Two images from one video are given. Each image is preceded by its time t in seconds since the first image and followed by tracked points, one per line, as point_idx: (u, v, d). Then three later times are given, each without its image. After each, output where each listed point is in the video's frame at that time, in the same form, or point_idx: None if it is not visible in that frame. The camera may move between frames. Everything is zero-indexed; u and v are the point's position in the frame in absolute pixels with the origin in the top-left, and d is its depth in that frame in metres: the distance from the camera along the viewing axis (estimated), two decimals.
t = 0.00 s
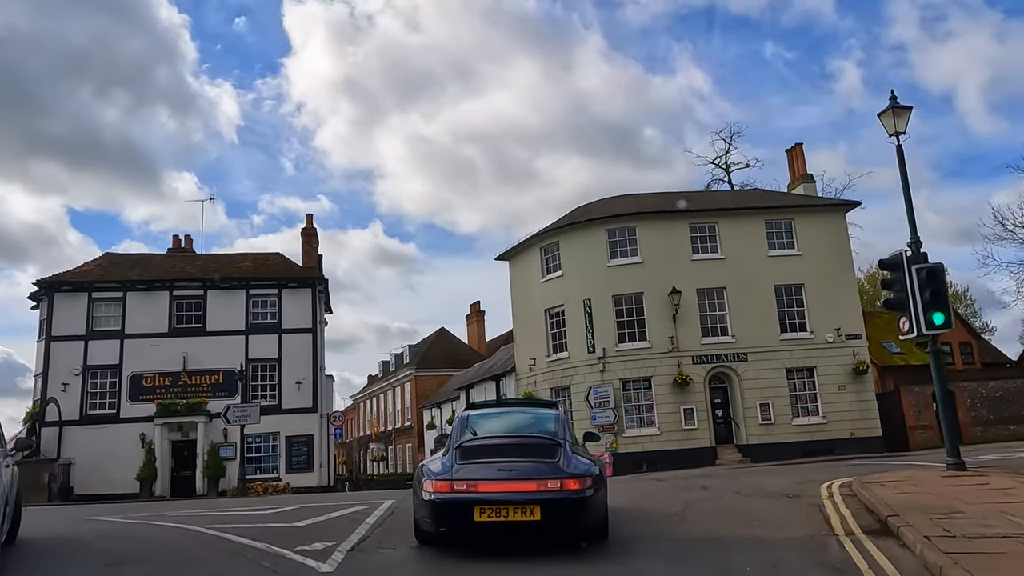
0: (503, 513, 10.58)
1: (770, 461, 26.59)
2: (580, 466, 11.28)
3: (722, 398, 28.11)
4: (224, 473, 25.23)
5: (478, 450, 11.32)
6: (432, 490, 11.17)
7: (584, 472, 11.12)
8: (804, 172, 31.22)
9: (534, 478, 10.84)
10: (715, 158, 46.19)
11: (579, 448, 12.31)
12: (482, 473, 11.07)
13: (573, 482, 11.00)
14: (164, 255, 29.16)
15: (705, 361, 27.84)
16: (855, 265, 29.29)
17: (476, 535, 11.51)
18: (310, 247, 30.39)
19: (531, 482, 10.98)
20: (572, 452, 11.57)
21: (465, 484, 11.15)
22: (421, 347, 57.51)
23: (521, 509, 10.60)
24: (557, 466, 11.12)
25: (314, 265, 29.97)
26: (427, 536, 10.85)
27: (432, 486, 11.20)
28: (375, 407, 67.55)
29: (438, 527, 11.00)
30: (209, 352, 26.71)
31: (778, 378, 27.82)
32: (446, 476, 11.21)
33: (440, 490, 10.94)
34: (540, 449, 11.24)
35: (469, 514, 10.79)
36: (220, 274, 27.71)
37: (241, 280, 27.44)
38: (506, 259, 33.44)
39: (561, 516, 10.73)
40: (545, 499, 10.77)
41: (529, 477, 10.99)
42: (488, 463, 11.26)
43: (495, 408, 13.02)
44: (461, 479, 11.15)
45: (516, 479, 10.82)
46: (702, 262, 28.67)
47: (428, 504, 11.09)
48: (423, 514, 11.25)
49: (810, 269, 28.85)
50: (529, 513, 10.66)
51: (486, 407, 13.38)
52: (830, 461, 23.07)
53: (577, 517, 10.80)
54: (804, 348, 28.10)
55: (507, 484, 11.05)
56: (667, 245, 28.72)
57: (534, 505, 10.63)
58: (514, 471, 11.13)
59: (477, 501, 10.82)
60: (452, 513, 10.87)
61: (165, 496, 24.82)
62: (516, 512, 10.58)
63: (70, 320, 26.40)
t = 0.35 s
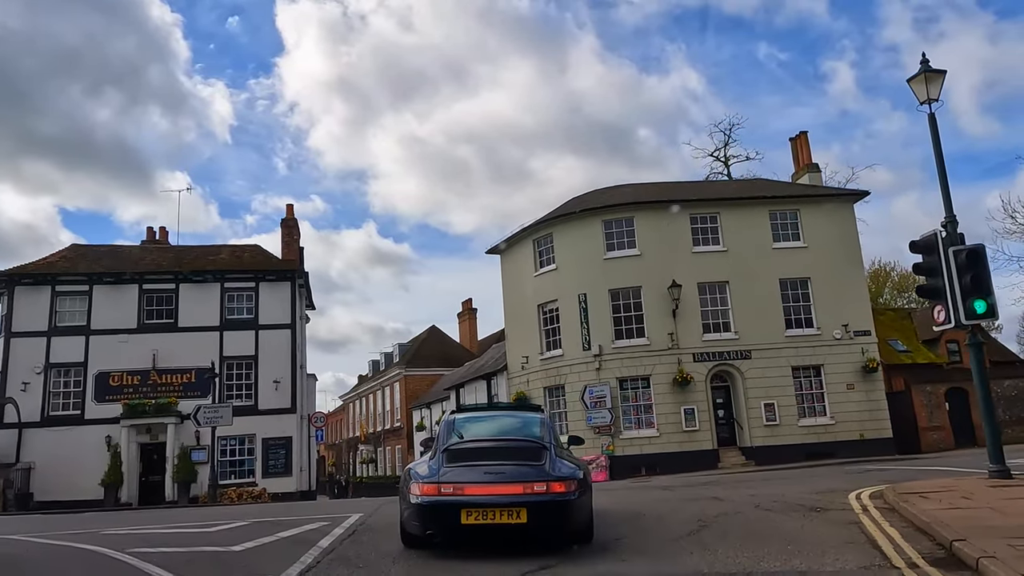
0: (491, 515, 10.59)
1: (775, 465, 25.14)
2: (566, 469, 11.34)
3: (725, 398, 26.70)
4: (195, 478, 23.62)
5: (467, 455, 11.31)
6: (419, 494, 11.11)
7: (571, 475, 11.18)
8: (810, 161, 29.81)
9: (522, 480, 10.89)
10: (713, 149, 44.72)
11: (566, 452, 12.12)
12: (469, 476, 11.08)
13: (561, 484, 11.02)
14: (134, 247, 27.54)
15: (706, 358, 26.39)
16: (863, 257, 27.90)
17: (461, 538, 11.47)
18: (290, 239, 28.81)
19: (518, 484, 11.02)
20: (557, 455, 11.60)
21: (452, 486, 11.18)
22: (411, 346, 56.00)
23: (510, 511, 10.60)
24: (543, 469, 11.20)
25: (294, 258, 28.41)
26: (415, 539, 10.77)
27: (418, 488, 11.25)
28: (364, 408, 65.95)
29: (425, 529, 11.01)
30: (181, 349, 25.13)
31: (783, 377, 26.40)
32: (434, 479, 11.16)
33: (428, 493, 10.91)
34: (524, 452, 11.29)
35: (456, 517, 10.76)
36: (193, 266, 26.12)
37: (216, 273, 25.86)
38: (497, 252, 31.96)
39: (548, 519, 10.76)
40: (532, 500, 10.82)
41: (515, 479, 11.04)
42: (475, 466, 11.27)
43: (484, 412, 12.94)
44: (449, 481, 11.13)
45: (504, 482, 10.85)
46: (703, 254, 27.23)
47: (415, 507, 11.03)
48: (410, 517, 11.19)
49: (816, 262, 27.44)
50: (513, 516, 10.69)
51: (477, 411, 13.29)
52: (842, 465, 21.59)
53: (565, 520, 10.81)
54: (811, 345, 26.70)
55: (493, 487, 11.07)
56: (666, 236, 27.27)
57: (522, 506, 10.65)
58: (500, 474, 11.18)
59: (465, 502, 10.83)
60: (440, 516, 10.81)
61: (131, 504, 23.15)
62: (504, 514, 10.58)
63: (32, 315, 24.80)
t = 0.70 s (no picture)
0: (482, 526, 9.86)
1: (785, 469, 23.67)
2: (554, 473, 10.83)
3: (730, 397, 25.24)
4: (165, 484, 22.03)
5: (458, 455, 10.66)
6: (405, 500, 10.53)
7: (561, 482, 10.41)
8: (819, 148, 28.29)
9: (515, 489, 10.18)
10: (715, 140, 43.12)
11: (552, 459, 11.25)
12: (456, 481, 10.39)
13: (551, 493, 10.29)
14: (103, 238, 25.91)
15: (711, 356, 24.91)
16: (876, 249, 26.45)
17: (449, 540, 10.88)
18: (270, 229, 27.19)
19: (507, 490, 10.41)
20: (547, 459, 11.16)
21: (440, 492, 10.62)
22: (403, 344, 54.41)
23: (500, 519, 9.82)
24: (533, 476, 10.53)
25: (274, 250, 26.79)
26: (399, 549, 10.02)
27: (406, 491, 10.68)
28: (355, 408, 64.32)
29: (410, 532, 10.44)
30: (151, 346, 23.54)
31: (792, 375, 24.94)
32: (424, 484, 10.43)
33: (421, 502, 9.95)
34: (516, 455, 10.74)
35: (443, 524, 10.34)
36: (166, 258, 24.52)
37: (190, 265, 24.27)
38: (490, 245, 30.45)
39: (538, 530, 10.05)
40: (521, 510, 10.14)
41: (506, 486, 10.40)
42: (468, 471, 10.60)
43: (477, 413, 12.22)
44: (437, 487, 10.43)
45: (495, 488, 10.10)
46: (708, 245, 25.75)
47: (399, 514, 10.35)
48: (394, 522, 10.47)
49: (827, 254, 25.98)
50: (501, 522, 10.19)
51: (475, 414, 12.55)
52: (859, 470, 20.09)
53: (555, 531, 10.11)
54: (821, 341, 25.24)
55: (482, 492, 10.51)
56: (668, 226, 25.79)
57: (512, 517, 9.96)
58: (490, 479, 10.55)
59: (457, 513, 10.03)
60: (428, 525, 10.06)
61: (95, 513, 21.54)
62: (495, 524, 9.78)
63: None
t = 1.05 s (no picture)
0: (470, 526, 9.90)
1: (799, 472, 22.17)
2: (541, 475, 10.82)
3: (740, 396, 23.74)
4: (134, 490, 20.42)
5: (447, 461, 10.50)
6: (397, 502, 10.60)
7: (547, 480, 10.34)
8: (831, 133, 26.80)
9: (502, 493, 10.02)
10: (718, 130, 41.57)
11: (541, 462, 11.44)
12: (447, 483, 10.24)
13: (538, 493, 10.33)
14: (71, 226, 24.26)
15: (719, 352, 23.40)
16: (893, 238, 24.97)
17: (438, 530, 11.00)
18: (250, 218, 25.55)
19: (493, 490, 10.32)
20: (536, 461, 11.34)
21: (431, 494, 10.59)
22: (395, 343, 52.87)
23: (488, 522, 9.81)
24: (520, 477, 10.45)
25: (255, 240, 25.20)
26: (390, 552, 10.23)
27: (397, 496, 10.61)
28: (347, 409, 62.73)
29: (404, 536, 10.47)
30: (120, 341, 21.93)
31: (806, 372, 23.43)
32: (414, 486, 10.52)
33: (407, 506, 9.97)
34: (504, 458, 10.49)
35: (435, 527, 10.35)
36: (137, 247, 22.89)
37: (163, 255, 22.67)
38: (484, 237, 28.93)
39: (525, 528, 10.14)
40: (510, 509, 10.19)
41: (491, 485, 10.42)
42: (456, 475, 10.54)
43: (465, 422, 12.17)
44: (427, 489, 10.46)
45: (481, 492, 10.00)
46: (716, 234, 24.22)
47: (390, 516, 10.52)
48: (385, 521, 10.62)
49: (842, 243, 24.49)
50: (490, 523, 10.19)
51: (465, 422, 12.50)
52: (883, 473, 18.58)
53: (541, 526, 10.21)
54: (837, 336, 23.74)
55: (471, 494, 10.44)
56: (673, 214, 24.25)
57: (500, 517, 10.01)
58: (477, 480, 10.57)
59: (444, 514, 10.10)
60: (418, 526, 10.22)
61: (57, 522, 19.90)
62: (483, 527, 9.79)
63: None
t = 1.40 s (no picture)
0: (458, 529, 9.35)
1: (818, 475, 20.63)
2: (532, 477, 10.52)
3: (753, 394, 22.23)
4: (101, 496, 18.80)
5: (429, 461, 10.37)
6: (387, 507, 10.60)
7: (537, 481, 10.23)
8: (849, 114, 25.24)
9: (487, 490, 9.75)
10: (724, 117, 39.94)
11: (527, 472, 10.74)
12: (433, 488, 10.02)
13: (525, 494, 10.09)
14: (37, 213, 22.61)
15: (732, 347, 21.86)
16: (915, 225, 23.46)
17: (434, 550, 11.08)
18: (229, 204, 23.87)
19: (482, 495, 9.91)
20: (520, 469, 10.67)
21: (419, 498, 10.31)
22: (390, 340, 51.27)
23: (475, 521, 9.38)
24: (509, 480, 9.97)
25: (236, 227, 23.58)
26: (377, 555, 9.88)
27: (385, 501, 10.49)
28: (340, 408, 61.08)
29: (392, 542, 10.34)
30: (88, 336, 20.36)
31: (824, 368, 21.90)
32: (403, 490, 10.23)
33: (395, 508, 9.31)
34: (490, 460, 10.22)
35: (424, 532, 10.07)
36: (106, 234, 21.25)
37: (134, 243, 21.06)
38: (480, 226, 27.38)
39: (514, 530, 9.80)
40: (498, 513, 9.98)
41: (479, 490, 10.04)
42: (442, 479, 10.36)
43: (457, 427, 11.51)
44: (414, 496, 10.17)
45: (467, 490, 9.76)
46: (727, 221, 22.68)
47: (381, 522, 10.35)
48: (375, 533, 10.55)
49: (861, 230, 22.97)
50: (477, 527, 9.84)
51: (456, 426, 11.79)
52: (915, 478, 17.03)
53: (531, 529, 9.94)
54: (857, 329, 22.21)
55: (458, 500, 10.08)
56: (682, 200, 22.71)
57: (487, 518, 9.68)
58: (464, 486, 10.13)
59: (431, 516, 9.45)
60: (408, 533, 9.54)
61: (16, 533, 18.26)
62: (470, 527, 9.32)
63: None
